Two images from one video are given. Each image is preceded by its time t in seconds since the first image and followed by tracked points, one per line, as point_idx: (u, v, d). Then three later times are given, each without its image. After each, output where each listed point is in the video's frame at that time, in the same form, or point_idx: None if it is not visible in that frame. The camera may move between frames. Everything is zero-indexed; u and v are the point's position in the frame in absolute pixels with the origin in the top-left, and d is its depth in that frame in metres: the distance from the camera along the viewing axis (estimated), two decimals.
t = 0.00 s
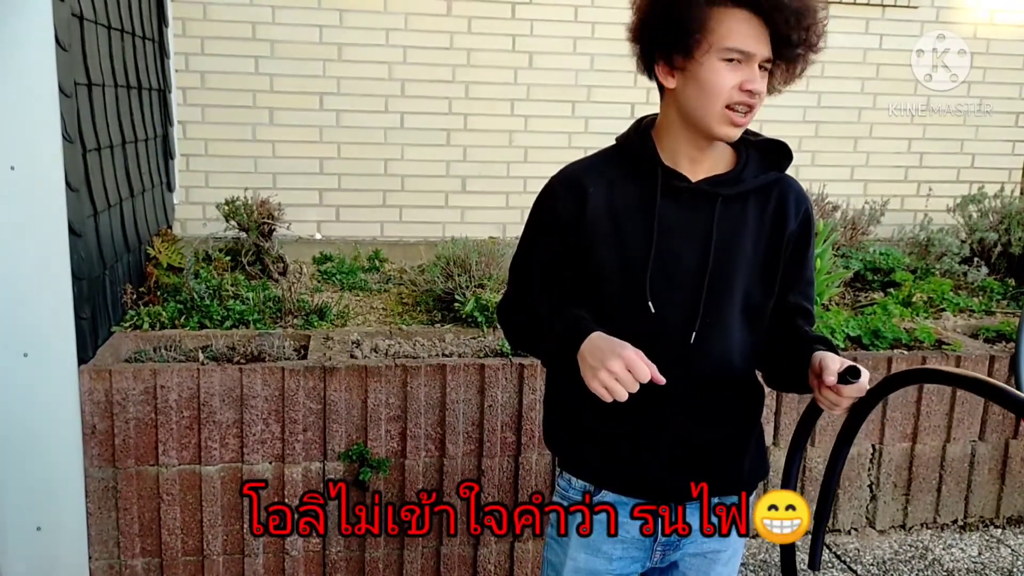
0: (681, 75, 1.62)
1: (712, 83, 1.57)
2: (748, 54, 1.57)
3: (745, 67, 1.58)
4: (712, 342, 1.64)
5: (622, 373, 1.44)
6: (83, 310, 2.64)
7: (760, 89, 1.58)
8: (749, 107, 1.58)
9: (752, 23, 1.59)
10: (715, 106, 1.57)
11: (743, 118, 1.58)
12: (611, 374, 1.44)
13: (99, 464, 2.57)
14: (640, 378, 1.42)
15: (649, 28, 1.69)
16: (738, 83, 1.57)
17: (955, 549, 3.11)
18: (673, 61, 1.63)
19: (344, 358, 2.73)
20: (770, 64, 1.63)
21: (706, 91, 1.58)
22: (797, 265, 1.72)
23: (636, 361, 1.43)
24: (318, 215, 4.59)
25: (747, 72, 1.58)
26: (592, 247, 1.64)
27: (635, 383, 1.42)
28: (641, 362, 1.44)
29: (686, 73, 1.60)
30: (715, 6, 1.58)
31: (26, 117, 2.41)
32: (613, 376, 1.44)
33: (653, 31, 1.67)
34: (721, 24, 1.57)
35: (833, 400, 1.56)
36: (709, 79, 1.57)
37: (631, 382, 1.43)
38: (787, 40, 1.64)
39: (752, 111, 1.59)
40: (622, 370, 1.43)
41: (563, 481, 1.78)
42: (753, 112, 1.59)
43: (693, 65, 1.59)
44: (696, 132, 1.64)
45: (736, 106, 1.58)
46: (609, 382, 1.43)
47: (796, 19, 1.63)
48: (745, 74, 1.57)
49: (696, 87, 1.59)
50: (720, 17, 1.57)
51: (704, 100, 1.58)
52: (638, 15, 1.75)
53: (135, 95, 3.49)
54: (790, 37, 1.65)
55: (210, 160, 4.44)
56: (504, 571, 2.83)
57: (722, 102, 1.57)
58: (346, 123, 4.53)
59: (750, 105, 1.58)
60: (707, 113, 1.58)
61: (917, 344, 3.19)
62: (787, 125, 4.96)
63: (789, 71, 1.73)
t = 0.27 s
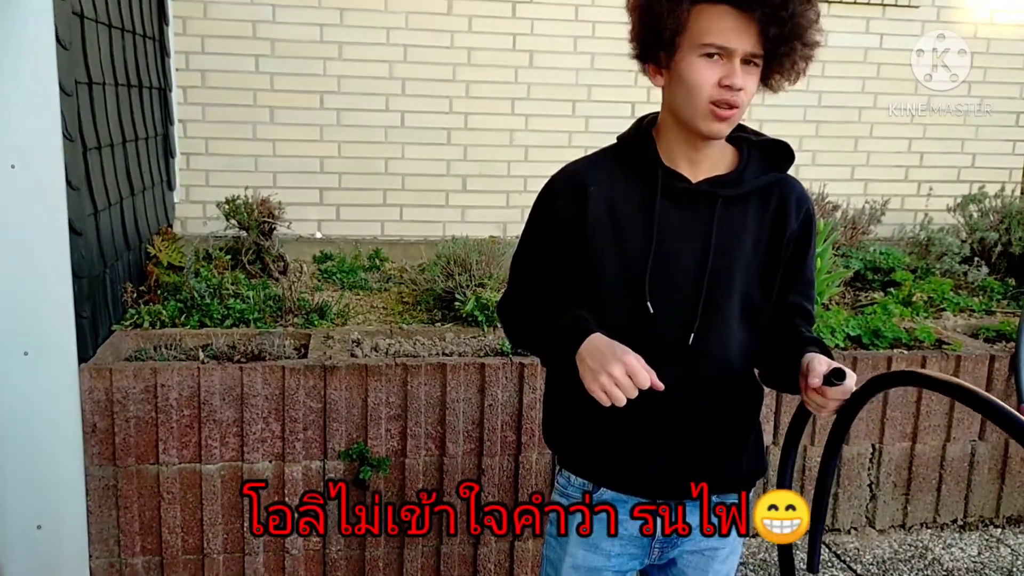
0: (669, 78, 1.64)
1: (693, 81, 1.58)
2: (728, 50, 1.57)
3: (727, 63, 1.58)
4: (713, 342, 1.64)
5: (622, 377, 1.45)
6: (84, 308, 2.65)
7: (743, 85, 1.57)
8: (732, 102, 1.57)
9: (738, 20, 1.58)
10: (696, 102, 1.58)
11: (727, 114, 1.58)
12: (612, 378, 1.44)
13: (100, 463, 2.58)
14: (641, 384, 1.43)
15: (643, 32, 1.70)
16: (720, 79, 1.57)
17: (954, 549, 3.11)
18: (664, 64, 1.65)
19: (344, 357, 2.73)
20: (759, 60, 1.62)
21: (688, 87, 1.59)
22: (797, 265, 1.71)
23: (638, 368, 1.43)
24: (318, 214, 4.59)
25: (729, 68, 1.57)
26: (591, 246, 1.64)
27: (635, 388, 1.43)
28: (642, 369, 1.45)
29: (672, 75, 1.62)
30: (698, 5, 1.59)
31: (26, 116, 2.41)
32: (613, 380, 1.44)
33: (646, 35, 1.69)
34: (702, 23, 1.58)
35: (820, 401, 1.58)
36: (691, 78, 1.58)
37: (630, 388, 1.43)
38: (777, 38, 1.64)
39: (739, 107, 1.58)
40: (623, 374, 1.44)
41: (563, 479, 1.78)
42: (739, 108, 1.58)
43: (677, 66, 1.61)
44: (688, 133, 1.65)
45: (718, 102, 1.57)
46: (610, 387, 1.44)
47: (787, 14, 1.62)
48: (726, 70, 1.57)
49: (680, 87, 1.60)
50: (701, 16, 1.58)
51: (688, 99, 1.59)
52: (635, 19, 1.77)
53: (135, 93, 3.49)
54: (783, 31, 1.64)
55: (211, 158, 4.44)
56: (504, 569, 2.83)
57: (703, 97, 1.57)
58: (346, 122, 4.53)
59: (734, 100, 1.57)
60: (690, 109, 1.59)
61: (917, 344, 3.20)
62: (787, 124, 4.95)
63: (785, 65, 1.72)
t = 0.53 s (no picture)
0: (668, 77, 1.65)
1: (691, 80, 1.59)
2: (726, 48, 1.58)
3: (726, 61, 1.58)
4: (717, 339, 1.65)
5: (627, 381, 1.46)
6: (90, 305, 2.66)
7: (740, 84, 1.57)
8: (729, 100, 1.57)
9: (737, 19, 1.58)
10: (693, 101, 1.59)
11: (725, 111, 1.58)
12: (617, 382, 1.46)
13: (105, 459, 2.58)
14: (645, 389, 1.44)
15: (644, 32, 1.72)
16: (717, 78, 1.58)
17: (958, 546, 3.11)
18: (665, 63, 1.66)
19: (348, 354, 2.74)
20: (758, 58, 1.62)
21: (686, 86, 1.60)
22: (803, 262, 1.71)
23: (643, 373, 1.45)
24: (322, 212, 4.59)
25: (727, 66, 1.58)
26: (596, 244, 1.65)
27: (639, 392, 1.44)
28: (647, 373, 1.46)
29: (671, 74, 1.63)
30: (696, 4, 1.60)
31: (33, 113, 2.41)
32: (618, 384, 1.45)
33: (648, 35, 1.70)
34: (700, 22, 1.59)
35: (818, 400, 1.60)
36: (689, 77, 1.59)
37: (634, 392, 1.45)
38: (778, 36, 1.64)
39: (736, 104, 1.58)
40: (628, 378, 1.45)
41: (568, 474, 1.79)
42: (737, 105, 1.58)
43: (676, 65, 1.62)
44: (688, 131, 1.65)
45: (714, 101, 1.58)
46: (614, 389, 1.45)
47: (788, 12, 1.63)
48: (723, 69, 1.58)
49: (679, 86, 1.61)
50: (699, 16, 1.59)
51: (687, 97, 1.60)
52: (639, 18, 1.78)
53: (140, 91, 3.50)
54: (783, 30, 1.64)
55: (215, 156, 4.45)
56: (508, 566, 2.84)
57: (700, 96, 1.58)
58: (350, 120, 4.53)
59: (731, 98, 1.57)
60: (687, 108, 1.60)
61: (922, 341, 3.20)
62: (791, 122, 4.95)
63: (791, 61, 1.71)
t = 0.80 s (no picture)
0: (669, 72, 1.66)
1: (690, 76, 1.59)
2: (725, 44, 1.58)
3: (725, 57, 1.58)
4: (720, 334, 1.65)
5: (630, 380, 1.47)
6: (92, 302, 2.66)
7: (738, 80, 1.57)
8: (727, 96, 1.58)
9: (736, 14, 1.58)
10: (692, 97, 1.60)
11: (723, 108, 1.58)
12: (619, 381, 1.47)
13: (108, 455, 2.59)
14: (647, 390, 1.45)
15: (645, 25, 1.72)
16: (716, 74, 1.58)
17: (959, 540, 3.12)
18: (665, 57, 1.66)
19: (350, 349, 2.74)
20: (758, 52, 1.61)
21: (685, 81, 1.60)
22: (804, 257, 1.71)
23: (646, 374, 1.46)
24: (323, 208, 4.60)
25: (726, 62, 1.58)
26: (597, 239, 1.65)
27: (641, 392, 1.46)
28: (650, 374, 1.47)
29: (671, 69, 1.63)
30: None
31: (35, 110, 2.42)
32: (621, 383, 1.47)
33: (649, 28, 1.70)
34: (699, 17, 1.59)
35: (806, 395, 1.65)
36: (687, 73, 1.60)
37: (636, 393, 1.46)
38: (777, 31, 1.64)
39: (735, 100, 1.59)
40: (630, 377, 1.46)
41: (571, 469, 1.79)
42: (736, 101, 1.59)
43: (676, 60, 1.63)
44: (688, 126, 1.66)
45: (712, 97, 1.58)
46: (616, 389, 1.47)
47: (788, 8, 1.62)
48: (722, 65, 1.58)
49: (678, 82, 1.62)
50: (698, 11, 1.59)
51: (686, 93, 1.60)
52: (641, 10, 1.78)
53: (142, 87, 3.50)
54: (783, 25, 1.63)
55: (216, 152, 4.45)
56: (511, 560, 2.84)
57: (698, 92, 1.59)
58: (351, 116, 4.53)
59: (730, 94, 1.58)
60: (686, 103, 1.61)
61: (923, 336, 3.20)
62: (792, 117, 4.95)
63: (792, 54, 1.71)
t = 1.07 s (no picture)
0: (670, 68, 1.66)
1: (690, 72, 1.59)
2: (725, 40, 1.57)
3: (725, 53, 1.58)
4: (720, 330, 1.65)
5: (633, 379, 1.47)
6: (92, 298, 2.66)
7: (738, 75, 1.57)
8: (728, 92, 1.57)
9: (737, 9, 1.57)
10: (692, 93, 1.59)
11: (723, 103, 1.58)
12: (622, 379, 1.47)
13: (108, 451, 2.59)
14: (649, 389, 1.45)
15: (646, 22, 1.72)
16: (716, 70, 1.58)
17: (959, 535, 3.12)
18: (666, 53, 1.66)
19: (349, 346, 2.74)
20: (759, 48, 1.61)
21: (685, 77, 1.60)
22: (806, 253, 1.71)
23: (649, 373, 1.46)
24: (323, 204, 4.60)
25: (726, 58, 1.58)
26: (598, 235, 1.65)
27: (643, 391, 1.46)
28: (654, 374, 1.47)
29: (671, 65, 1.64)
30: None
31: (33, 106, 2.42)
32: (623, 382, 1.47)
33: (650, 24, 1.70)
34: (699, 13, 1.59)
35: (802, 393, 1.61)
36: (688, 68, 1.60)
37: (638, 392, 1.46)
38: (777, 28, 1.63)
39: (735, 96, 1.58)
40: (633, 376, 1.46)
41: (571, 466, 1.79)
42: (736, 97, 1.58)
43: (676, 56, 1.63)
44: (689, 122, 1.66)
45: (712, 93, 1.58)
46: (619, 387, 1.47)
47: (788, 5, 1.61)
48: (723, 60, 1.58)
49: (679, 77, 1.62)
50: (699, 7, 1.59)
51: (686, 89, 1.60)
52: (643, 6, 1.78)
53: (141, 84, 3.50)
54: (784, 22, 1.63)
55: (216, 149, 4.44)
56: (511, 557, 2.84)
57: (699, 88, 1.59)
58: (351, 112, 4.53)
59: (730, 89, 1.57)
60: (686, 99, 1.61)
61: (922, 331, 3.20)
62: (792, 113, 4.95)
63: (792, 50, 1.70)
